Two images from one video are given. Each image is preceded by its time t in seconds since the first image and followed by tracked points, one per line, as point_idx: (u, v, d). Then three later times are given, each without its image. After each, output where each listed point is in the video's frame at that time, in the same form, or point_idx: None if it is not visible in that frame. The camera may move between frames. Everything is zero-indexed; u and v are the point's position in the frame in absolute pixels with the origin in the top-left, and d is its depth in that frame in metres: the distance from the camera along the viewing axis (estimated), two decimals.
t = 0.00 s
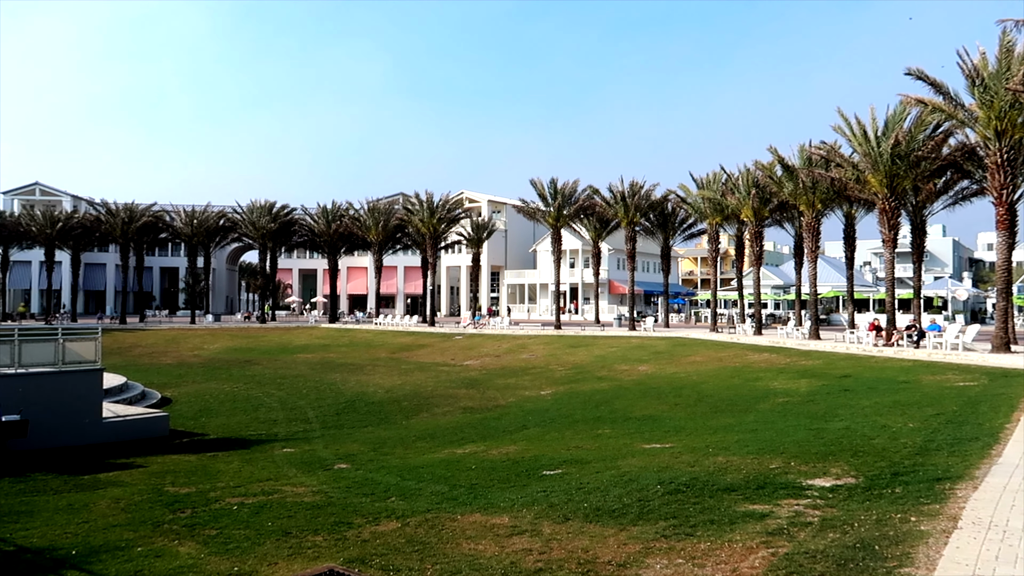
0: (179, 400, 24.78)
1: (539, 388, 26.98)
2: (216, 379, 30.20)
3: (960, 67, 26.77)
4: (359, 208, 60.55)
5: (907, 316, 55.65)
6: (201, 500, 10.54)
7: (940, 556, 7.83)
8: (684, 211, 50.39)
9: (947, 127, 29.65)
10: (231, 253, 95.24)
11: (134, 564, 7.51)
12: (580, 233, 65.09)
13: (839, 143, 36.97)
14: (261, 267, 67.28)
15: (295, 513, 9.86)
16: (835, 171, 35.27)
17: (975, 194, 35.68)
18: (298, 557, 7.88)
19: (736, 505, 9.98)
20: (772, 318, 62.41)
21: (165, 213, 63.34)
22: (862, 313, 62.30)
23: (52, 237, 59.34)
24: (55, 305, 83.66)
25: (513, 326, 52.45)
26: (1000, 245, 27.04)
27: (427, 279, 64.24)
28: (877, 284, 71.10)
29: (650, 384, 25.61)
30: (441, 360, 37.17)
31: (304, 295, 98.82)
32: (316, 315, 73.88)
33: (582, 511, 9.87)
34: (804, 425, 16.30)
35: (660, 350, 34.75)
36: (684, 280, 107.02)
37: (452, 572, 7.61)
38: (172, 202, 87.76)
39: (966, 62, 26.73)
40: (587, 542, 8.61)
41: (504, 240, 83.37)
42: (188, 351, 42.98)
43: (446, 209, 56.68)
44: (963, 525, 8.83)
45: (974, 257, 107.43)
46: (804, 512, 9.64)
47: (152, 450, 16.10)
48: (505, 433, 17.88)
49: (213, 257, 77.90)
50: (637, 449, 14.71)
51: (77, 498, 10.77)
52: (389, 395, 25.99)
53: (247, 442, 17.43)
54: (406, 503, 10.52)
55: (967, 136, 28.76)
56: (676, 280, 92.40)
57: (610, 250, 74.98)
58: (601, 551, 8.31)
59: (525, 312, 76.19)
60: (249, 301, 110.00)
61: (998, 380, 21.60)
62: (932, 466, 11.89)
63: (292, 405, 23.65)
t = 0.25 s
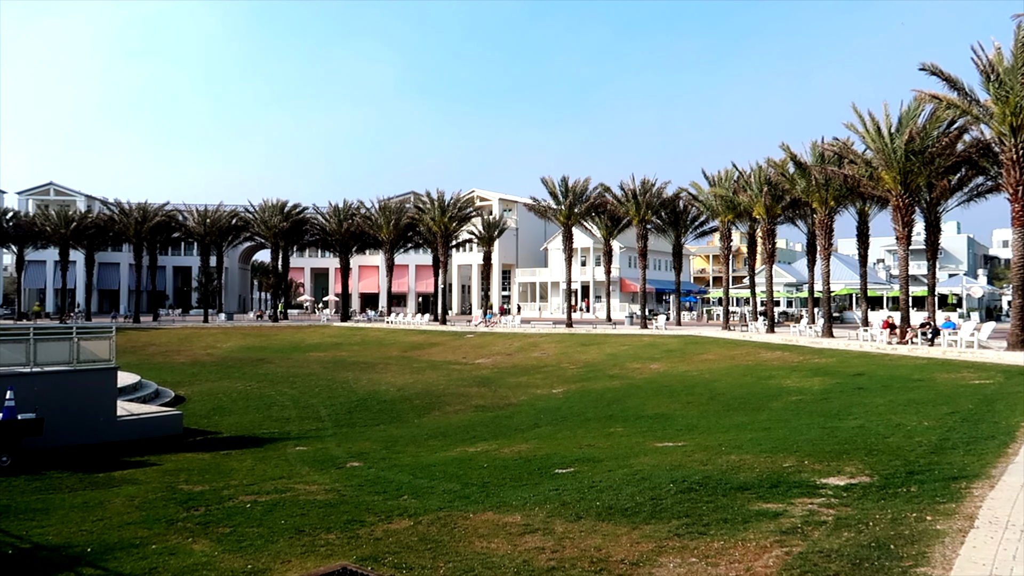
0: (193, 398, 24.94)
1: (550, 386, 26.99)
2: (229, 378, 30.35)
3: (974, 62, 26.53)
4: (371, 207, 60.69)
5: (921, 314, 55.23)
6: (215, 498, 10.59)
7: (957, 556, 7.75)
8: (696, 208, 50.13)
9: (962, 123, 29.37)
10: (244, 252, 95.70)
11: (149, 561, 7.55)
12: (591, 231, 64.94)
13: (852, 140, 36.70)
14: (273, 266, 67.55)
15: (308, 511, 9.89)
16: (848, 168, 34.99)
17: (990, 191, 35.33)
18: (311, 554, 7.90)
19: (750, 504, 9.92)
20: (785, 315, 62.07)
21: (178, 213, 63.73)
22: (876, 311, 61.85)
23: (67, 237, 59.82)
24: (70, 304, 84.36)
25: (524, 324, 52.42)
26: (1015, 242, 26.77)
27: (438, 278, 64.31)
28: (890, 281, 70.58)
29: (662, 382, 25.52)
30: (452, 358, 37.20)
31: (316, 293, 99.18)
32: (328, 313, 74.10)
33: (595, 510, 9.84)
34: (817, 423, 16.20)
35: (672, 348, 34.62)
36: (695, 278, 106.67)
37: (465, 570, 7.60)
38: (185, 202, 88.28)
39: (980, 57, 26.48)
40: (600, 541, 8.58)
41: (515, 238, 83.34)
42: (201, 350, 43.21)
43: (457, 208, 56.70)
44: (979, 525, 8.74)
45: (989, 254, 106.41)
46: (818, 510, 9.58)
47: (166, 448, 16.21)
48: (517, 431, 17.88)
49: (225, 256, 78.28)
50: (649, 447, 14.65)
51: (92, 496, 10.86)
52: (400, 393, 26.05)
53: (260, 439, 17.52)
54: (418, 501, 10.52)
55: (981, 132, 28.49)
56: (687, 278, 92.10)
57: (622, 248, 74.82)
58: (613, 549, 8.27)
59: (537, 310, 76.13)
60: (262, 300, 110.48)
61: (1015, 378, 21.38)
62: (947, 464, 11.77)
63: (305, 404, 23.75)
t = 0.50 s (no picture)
0: (207, 396, 25.09)
1: (564, 384, 26.94)
2: (243, 376, 30.53)
3: (991, 57, 26.23)
4: (383, 206, 60.81)
5: (938, 312, 54.74)
6: (230, 496, 10.65)
7: (975, 556, 7.67)
8: (709, 206, 49.88)
9: (979, 119, 29.06)
10: (258, 251, 96.22)
11: (165, 558, 7.60)
12: (603, 229, 64.79)
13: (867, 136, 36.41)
14: (287, 265, 67.84)
15: (322, 509, 9.92)
16: (863, 165, 34.70)
17: (1007, 187, 34.94)
18: (326, 552, 7.93)
19: (765, 503, 9.86)
20: (799, 313, 61.69)
21: (193, 212, 64.15)
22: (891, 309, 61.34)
23: (83, 237, 60.33)
24: (87, 303, 85.13)
25: (537, 323, 52.37)
26: None
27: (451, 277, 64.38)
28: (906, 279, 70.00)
29: (675, 381, 25.41)
30: (465, 357, 37.22)
31: (329, 292, 99.55)
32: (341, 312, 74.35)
33: (609, 508, 9.82)
34: (833, 422, 16.07)
35: (685, 346, 34.49)
36: (709, 276, 106.26)
37: (479, 568, 7.60)
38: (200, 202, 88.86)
39: (998, 53, 26.17)
40: (614, 539, 8.56)
41: (527, 237, 83.31)
42: (216, 349, 43.45)
43: (470, 207, 56.75)
44: (998, 525, 8.64)
45: (1006, 252, 105.33)
46: (833, 510, 9.50)
47: (181, 446, 16.30)
48: (530, 430, 17.86)
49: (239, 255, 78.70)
50: (662, 446, 14.59)
51: (108, 493, 10.94)
52: (414, 391, 26.11)
53: (274, 438, 17.61)
54: (431, 500, 10.54)
55: (999, 128, 28.16)
56: (701, 276, 91.71)
57: (635, 247, 74.64)
58: (627, 548, 8.25)
59: (549, 309, 76.04)
60: (276, 299, 111.06)
61: None
62: (965, 464, 11.64)
63: (318, 402, 23.85)
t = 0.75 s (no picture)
0: (223, 394, 25.27)
1: (577, 383, 26.91)
2: (258, 374, 30.69)
3: (1010, 53, 25.88)
4: (397, 205, 60.94)
5: (955, 310, 54.18)
6: (245, 494, 10.71)
7: (994, 556, 7.58)
8: (724, 204, 49.60)
9: (997, 115, 28.70)
10: (273, 250, 96.72)
11: (181, 555, 7.65)
12: (617, 227, 64.64)
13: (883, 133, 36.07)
14: (300, 263, 68.14)
15: (336, 506, 9.96)
16: (879, 162, 34.37)
17: None
18: (340, 550, 7.95)
19: (781, 502, 9.80)
20: (814, 312, 61.28)
21: (208, 212, 64.57)
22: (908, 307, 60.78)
23: (100, 236, 60.88)
24: (104, 302, 85.92)
25: (550, 322, 52.31)
26: None
27: (464, 275, 64.42)
28: (923, 277, 69.32)
29: (689, 380, 25.30)
30: (478, 356, 37.26)
31: (343, 291, 99.94)
32: (355, 311, 74.57)
33: (622, 507, 9.79)
34: (848, 421, 15.95)
35: (699, 345, 34.35)
36: (723, 274, 105.82)
37: (493, 566, 7.60)
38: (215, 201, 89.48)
39: (1017, 48, 25.82)
40: (628, 538, 8.54)
41: (541, 235, 83.24)
42: (231, 347, 43.73)
43: (483, 205, 56.78)
44: (1018, 525, 8.53)
45: None
46: (849, 510, 9.42)
47: (197, 443, 16.42)
48: (544, 428, 17.85)
49: (253, 254, 79.12)
50: (677, 445, 14.52)
51: (125, 490, 11.05)
52: (427, 390, 26.17)
53: (289, 436, 17.70)
54: (445, 498, 10.55)
55: (1018, 124, 27.81)
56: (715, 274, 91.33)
57: (648, 245, 74.39)
58: (642, 547, 8.23)
59: (562, 307, 75.98)
60: (290, 298, 111.61)
61: None
62: (983, 464, 11.52)
63: (333, 400, 23.95)
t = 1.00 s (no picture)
0: (239, 392, 25.45)
1: (591, 381, 26.87)
2: (273, 373, 30.89)
3: None
4: (411, 203, 61.05)
5: (974, 308, 53.59)
6: (261, 491, 10.77)
7: (1015, 557, 7.49)
8: (739, 202, 49.30)
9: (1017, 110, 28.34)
10: (288, 248, 97.27)
11: (198, 552, 7.70)
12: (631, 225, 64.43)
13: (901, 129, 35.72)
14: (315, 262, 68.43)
15: (352, 504, 9.99)
16: (896, 159, 34.02)
17: None
18: (356, 547, 7.98)
19: (797, 502, 9.73)
20: (830, 310, 60.85)
21: (223, 211, 64.99)
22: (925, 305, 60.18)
23: (118, 235, 61.40)
24: (121, 301, 86.71)
25: (564, 320, 52.22)
26: None
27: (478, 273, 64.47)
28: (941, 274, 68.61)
29: (704, 378, 25.18)
30: (493, 354, 37.29)
31: (358, 289, 100.30)
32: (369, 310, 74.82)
33: (637, 506, 9.75)
34: (865, 420, 15.82)
35: (714, 343, 34.20)
36: (738, 272, 105.26)
37: (508, 565, 7.59)
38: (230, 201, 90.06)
39: None
40: (643, 537, 8.51)
41: (555, 233, 83.16)
42: (247, 345, 44.01)
43: (497, 203, 56.79)
44: None
45: None
46: (867, 509, 9.34)
47: (213, 441, 16.55)
48: (558, 427, 17.83)
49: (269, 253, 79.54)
50: (691, 443, 14.46)
51: (143, 487, 11.14)
52: (442, 388, 26.23)
53: (304, 433, 17.78)
54: (460, 496, 10.56)
55: None
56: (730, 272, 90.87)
57: (663, 242, 74.12)
58: (657, 546, 8.19)
59: (576, 305, 75.86)
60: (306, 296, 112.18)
61: None
62: (1003, 463, 11.38)
63: (347, 398, 24.05)
